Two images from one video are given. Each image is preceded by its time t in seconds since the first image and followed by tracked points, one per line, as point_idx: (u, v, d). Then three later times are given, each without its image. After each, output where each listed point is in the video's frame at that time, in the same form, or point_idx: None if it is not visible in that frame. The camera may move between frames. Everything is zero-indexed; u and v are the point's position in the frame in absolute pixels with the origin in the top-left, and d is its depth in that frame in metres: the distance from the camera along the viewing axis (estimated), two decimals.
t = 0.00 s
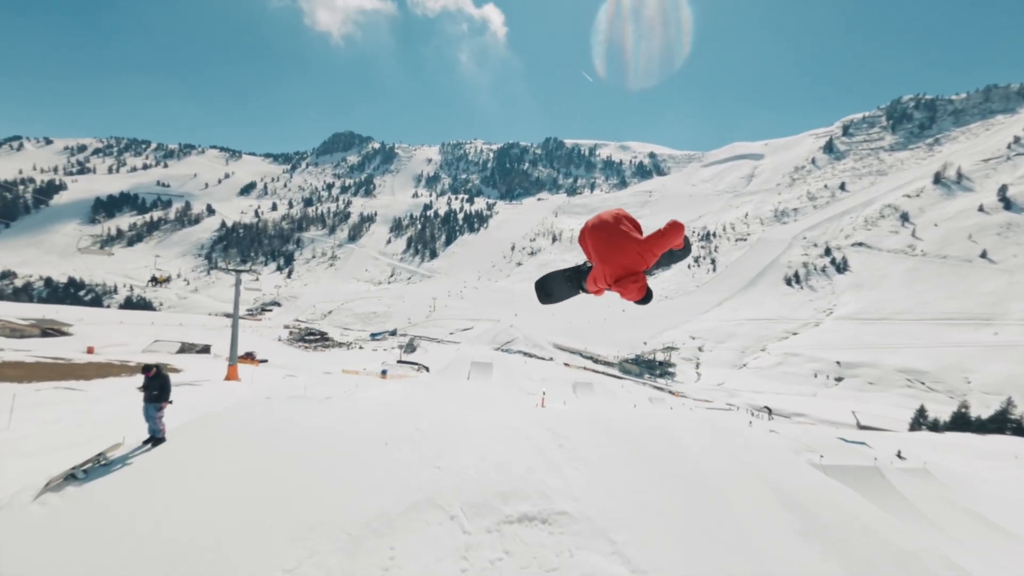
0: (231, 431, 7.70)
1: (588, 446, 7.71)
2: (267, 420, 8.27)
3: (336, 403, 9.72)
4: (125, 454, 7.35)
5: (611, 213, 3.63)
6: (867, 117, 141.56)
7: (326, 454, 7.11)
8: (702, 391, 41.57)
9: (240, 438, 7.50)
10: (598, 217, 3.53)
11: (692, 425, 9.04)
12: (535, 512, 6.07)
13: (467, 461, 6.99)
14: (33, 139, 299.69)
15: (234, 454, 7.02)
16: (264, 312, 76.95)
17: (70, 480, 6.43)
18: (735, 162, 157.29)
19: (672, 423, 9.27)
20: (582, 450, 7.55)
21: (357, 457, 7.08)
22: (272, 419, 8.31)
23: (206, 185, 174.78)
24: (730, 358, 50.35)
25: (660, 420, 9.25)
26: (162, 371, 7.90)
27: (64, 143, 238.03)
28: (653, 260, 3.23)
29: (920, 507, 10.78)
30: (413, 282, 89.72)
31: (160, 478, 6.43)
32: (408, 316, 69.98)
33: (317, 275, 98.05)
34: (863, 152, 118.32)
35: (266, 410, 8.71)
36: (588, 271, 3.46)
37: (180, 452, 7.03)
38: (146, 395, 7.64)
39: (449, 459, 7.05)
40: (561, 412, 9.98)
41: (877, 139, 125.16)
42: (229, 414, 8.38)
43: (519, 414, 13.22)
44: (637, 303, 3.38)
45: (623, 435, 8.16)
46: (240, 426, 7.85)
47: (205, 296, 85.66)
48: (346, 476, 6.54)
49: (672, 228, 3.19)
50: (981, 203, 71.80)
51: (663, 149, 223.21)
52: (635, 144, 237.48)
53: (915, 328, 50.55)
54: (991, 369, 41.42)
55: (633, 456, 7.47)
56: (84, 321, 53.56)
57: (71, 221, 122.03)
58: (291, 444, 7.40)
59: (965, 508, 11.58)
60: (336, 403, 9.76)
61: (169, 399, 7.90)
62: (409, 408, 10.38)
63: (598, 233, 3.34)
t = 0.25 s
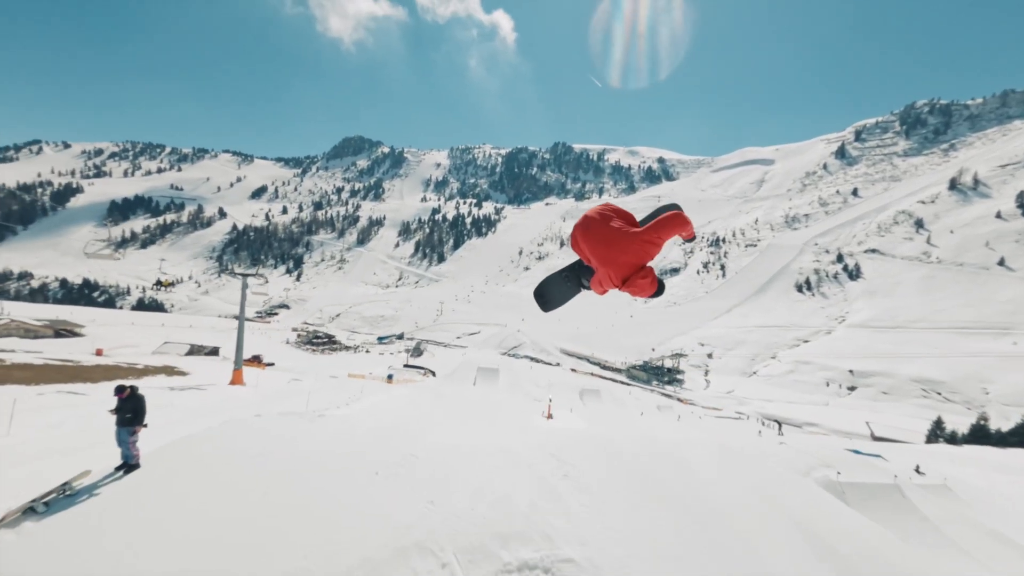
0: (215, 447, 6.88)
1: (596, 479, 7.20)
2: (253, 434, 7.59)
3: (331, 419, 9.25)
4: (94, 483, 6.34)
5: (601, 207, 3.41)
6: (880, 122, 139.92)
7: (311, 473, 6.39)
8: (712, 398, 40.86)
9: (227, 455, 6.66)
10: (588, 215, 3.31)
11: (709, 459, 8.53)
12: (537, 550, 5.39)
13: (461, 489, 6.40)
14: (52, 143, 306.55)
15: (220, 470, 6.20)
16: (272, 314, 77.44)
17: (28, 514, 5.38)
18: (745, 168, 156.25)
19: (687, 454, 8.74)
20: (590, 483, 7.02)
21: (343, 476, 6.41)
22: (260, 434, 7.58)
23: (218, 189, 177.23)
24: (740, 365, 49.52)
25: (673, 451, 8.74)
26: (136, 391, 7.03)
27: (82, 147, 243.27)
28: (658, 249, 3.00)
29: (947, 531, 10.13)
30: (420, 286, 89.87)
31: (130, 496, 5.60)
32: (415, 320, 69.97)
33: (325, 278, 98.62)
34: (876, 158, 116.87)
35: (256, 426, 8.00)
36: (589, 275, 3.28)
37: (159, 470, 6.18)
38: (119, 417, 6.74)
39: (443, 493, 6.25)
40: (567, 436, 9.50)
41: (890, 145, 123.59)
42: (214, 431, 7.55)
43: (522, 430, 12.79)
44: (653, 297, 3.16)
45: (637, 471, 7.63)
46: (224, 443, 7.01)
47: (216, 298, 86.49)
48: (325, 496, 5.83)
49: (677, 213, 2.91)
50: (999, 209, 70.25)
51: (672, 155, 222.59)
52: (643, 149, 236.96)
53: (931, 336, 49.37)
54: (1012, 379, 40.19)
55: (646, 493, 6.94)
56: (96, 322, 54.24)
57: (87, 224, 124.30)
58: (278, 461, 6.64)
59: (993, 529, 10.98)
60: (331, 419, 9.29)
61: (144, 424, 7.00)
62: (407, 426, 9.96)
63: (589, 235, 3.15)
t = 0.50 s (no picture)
0: (196, 472, 6.41)
1: (606, 510, 6.64)
2: (240, 457, 7.12)
3: (326, 437, 8.82)
4: (59, 513, 5.81)
5: (591, 204, 3.38)
6: (895, 126, 137.77)
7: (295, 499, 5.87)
8: (722, 405, 40.17)
9: (208, 481, 6.19)
10: (582, 217, 3.31)
11: (728, 487, 7.96)
12: None
13: (457, 520, 5.86)
14: (72, 145, 315.39)
15: (196, 500, 5.69)
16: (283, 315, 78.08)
17: None
18: (756, 171, 154.73)
19: (703, 481, 8.16)
20: (599, 515, 6.47)
21: (328, 504, 5.89)
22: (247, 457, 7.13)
23: (231, 191, 179.78)
24: (752, 371, 48.73)
25: (690, 477, 8.19)
26: (106, 411, 6.50)
27: (100, 150, 248.35)
28: (660, 240, 2.98)
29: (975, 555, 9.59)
30: (429, 288, 90.06)
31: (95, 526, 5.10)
32: (423, 322, 70.03)
33: (335, 280, 99.27)
34: (891, 161, 114.98)
35: (242, 447, 7.53)
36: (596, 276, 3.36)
37: (134, 499, 5.68)
38: (88, 440, 6.20)
39: (437, 525, 5.70)
40: (575, 459, 8.98)
41: (906, 148, 121.56)
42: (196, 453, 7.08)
43: (527, 445, 12.34)
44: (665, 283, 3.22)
45: (652, 503, 7.06)
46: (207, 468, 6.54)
47: (227, 298, 87.46)
48: (307, 526, 5.31)
49: (671, 206, 2.86)
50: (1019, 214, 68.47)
51: (683, 158, 221.34)
52: (654, 152, 235.75)
53: (949, 344, 48.16)
54: None
55: (662, 528, 6.38)
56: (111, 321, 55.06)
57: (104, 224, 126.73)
58: (261, 487, 6.14)
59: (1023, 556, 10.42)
60: (326, 437, 8.86)
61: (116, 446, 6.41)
62: (407, 442, 9.54)
63: (588, 240, 3.17)
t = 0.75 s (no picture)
0: (179, 493, 6.25)
1: (612, 541, 6.33)
2: (228, 475, 6.94)
3: (324, 452, 8.62)
4: (27, 536, 5.57)
5: (580, 201, 3.08)
6: (911, 126, 135.39)
7: (284, 530, 5.66)
8: (732, 408, 39.63)
9: (190, 504, 6.03)
10: (572, 220, 3.04)
11: (741, 511, 7.61)
12: None
13: (453, 553, 5.60)
14: (88, 146, 321.05)
15: (177, 525, 5.53)
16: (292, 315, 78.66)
17: None
18: (767, 172, 152.98)
19: (715, 504, 7.82)
20: (605, 546, 6.17)
21: (317, 533, 5.66)
22: (235, 476, 6.95)
23: (243, 191, 181.72)
24: (762, 374, 48.07)
25: (695, 495, 8.01)
26: (80, 429, 6.42)
27: (115, 151, 252.43)
28: (662, 227, 2.66)
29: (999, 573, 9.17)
30: (437, 288, 90.25)
31: (71, 558, 4.96)
32: (431, 322, 70.12)
33: (344, 279, 99.81)
34: (907, 162, 112.94)
35: (230, 464, 7.37)
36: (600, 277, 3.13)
37: (109, 523, 5.55)
38: (61, 459, 6.09)
39: (432, 552, 5.57)
40: (581, 476, 8.70)
41: (922, 149, 119.45)
42: (180, 471, 6.93)
43: (532, 456, 12.09)
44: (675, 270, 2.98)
45: (659, 529, 6.75)
46: (192, 488, 6.39)
47: (238, 297, 88.32)
48: (294, 563, 5.08)
49: (668, 192, 2.50)
50: None
51: (693, 159, 219.44)
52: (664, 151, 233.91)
53: (966, 349, 47.08)
54: None
55: (671, 559, 6.05)
56: (124, 319, 55.84)
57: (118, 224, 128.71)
58: (247, 512, 5.95)
59: None
60: (322, 452, 8.67)
61: (90, 466, 6.30)
62: (408, 455, 9.34)
63: (582, 243, 2.90)
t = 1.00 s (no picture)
0: (180, 493, 6.26)
1: (612, 541, 6.32)
2: (226, 476, 6.90)
3: (325, 452, 8.63)
4: (28, 537, 5.57)
5: (581, 199, 3.07)
6: (911, 126, 135.43)
7: (284, 528, 5.71)
8: (732, 408, 39.64)
9: (188, 504, 6.00)
10: (572, 221, 3.04)
11: (742, 511, 7.62)
12: None
13: (453, 552, 5.62)
14: (89, 146, 321.36)
15: (176, 525, 5.54)
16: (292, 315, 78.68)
17: None
18: (767, 172, 153.06)
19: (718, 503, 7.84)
20: (606, 547, 6.15)
21: (317, 533, 5.66)
22: (236, 475, 6.96)
23: (243, 191, 181.74)
24: (762, 374, 48.07)
25: (695, 495, 8.00)
26: (81, 428, 6.40)
27: (116, 151, 252.54)
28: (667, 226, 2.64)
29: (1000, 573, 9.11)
30: (437, 288, 90.26)
31: (68, 560, 4.94)
32: (431, 322, 70.14)
33: (344, 279, 99.83)
34: (907, 162, 113.05)
35: (231, 464, 7.39)
36: (599, 278, 3.15)
37: (108, 522, 5.57)
38: (60, 459, 6.07)
39: (431, 553, 5.54)
40: (582, 476, 8.67)
41: (922, 149, 119.50)
42: (179, 471, 6.93)
43: (533, 456, 12.09)
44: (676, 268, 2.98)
45: (659, 529, 6.75)
46: (191, 488, 6.39)
47: (238, 297, 88.30)
48: (297, 563, 5.09)
49: (669, 192, 2.48)
50: None
51: (693, 159, 219.48)
52: (664, 151, 233.88)
53: (966, 349, 47.07)
54: None
55: (673, 561, 6.01)
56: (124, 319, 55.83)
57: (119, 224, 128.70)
58: (247, 512, 5.95)
59: None
60: (323, 452, 8.63)
61: (90, 466, 6.30)
62: (408, 455, 9.31)
63: (582, 243, 2.90)
